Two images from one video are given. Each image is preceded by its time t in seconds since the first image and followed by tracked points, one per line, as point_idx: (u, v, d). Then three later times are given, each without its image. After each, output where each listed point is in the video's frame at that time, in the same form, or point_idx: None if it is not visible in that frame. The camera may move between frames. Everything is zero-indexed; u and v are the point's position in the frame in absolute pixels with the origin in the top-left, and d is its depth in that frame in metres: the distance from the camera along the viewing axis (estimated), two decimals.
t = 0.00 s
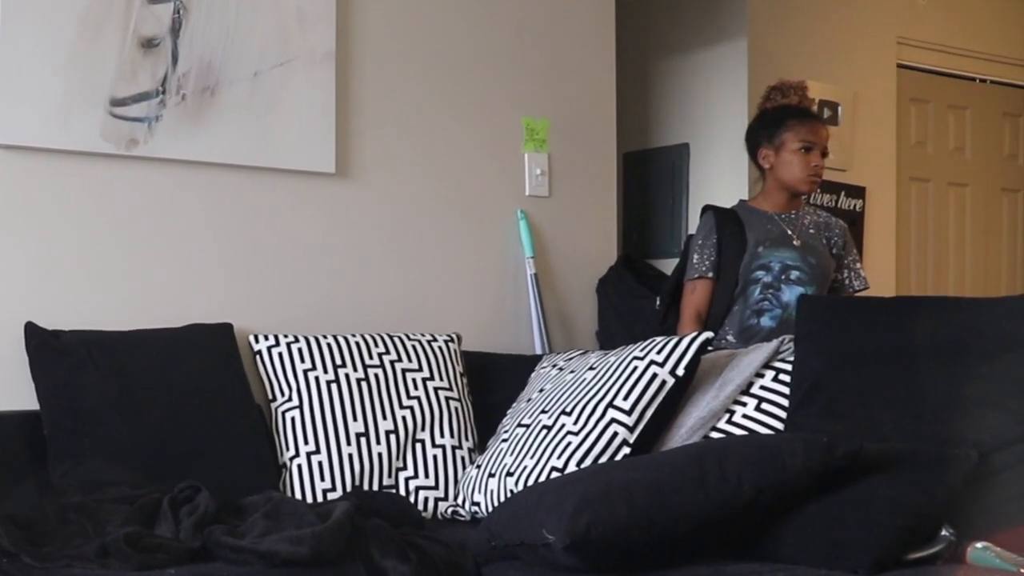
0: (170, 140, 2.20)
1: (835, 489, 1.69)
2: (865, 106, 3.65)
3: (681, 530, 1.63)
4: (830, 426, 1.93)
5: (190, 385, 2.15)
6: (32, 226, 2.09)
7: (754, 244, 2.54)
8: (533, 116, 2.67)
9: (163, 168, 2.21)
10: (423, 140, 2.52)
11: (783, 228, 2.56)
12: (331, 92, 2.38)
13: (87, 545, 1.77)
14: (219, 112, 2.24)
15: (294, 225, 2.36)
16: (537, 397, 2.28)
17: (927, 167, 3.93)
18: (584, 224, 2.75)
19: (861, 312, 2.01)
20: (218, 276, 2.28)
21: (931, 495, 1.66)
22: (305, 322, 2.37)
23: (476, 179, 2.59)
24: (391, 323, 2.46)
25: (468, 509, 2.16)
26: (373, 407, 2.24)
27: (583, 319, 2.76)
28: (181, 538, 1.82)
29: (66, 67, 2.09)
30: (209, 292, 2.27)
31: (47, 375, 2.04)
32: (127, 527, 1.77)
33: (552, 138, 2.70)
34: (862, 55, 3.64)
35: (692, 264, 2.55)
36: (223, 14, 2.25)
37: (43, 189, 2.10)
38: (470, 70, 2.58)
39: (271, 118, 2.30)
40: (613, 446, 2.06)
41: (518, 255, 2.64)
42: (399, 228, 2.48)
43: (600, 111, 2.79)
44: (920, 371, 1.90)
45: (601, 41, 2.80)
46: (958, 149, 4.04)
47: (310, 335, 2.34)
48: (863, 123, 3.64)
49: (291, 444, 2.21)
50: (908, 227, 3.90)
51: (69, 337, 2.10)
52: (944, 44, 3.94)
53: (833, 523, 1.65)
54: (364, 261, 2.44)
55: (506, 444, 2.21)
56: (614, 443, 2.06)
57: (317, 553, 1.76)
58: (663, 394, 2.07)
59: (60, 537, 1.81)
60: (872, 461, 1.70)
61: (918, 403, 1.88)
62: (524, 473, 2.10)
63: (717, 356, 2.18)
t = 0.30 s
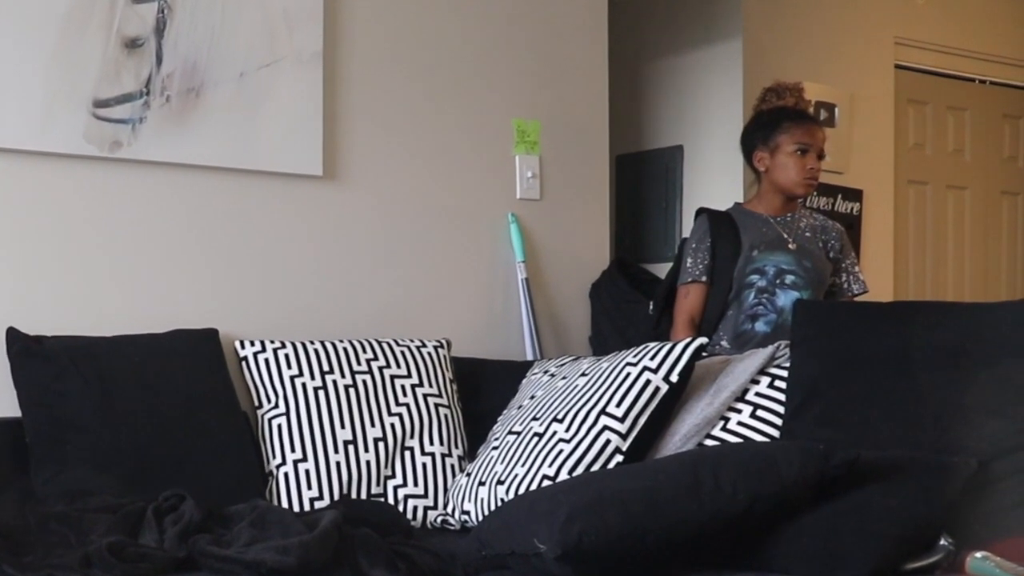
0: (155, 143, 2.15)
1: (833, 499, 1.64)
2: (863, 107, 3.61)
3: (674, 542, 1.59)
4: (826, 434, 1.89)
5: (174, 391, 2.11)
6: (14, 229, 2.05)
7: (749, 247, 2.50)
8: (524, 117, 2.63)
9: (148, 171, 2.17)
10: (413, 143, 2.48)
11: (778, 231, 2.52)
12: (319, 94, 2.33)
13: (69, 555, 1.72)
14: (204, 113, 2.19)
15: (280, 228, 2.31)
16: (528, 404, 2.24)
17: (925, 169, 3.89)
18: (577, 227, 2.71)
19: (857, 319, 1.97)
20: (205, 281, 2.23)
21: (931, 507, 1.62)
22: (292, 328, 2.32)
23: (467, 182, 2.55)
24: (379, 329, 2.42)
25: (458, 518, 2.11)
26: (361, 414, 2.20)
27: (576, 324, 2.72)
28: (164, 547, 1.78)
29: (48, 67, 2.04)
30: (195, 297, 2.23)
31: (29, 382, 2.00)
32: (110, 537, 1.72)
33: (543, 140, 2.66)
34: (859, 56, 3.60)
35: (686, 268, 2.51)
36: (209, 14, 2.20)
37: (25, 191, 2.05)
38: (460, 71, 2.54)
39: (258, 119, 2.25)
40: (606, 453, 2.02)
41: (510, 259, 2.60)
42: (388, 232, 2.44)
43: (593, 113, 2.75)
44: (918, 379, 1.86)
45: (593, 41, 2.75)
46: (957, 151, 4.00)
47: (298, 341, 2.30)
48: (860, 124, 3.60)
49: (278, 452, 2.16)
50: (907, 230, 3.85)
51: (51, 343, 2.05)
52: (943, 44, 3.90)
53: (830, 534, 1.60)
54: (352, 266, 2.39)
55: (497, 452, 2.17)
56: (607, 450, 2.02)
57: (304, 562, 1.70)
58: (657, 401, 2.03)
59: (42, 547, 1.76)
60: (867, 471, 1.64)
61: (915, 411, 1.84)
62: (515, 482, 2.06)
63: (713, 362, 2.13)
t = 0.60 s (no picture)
0: (138, 145, 2.11)
1: (829, 506, 1.57)
2: (860, 109, 3.57)
3: (665, 553, 1.53)
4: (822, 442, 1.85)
5: (158, 399, 2.07)
6: None
7: (742, 250, 2.47)
8: (514, 119, 2.59)
9: (132, 174, 2.13)
10: (402, 146, 2.44)
11: (772, 234, 2.49)
12: (305, 95, 2.29)
13: (51, 564, 1.66)
14: (188, 115, 2.15)
15: (266, 232, 2.27)
16: (519, 411, 2.19)
17: (923, 172, 3.85)
18: (569, 231, 2.67)
19: (854, 325, 1.92)
20: (189, 286, 2.19)
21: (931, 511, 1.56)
22: (278, 334, 2.28)
23: (457, 185, 2.51)
24: (367, 335, 2.38)
25: (448, 528, 2.07)
26: (349, 422, 2.16)
27: (567, 330, 2.68)
28: (148, 558, 1.71)
29: (29, 68, 2.00)
30: (179, 303, 2.18)
31: (8, 388, 1.95)
32: (93, 546, 1.65)
33: (534, 142, 2.62)
34: (855, 56, 3.56)
35: (679, 272, 2.48)
36: (193, 14, 2.16)
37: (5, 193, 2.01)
38: (450, 72, 2.50)
39: (243, 121, 2.21)
40: (598, 461, 1.98)
41: (501, 263, 2.56)
42: (376, 236, 2.39)
43: (585, 116, 2.71)
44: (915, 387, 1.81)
45: (585, 41, 2.71)
46: (956, 154, 3.96)
47: (284, 347, 2.26)
48: (857, 125, 3.56)
49: (263, 460, 2.12)
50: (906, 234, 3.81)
51: (32, 349, 2.01)
52: (941, 44, 3.86)
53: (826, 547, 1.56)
54: (339, 271, 2.35)
55: (487, 460, 2.12)
56: (599, 458, 1.98)
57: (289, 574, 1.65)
58: (650, 409, 1.99)
59: (24, 556, 1.69)
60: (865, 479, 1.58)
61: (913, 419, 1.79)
62: (505, 490, 2.02)
63: (707, 369, 2.09)
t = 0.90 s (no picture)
0: (122, 147, 2.06)
1: (824, 515, 1.53)
2: (857, 110, 3.53)
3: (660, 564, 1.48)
4: (818, 450, 1.81)
5: (141, 406, 2.02)
6: None
7: (737, 254, 2.42)
8: (505, 121, 2.55)
9: (114, 176, 2.08)
10: (390, 148, 2.39)
11: (767, 238, 2.45)
12: (292, 97, 2.25)
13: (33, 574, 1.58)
14: (173, 117, 2.11)
15: (251, 236, 2.22)
16: (509, 418, 2.15)
17: (921, 175, 3.81)
18: (560, 235, 2.63)
19: (849, 332, 1.87)
20: (173, 290, 2.14)
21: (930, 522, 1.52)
22: (263, 340, 2.24)
23: (446, 187, 2.46)
24: (354, 342, 2.34)
25: (437, 537, 2.04)
26: (336, 430, 2.12)
27: (558, 336, 2.63)
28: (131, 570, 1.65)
29: (10, 68, 1.95)
30: (163, 308, 2.13)
31: None
32: (76, 556, 1.58)
33: (525, 144, 2.57)
34: (852, 56, 3.52)
35: (673, 277, 2.44)
36: (178, 14, 2.12)
37: None
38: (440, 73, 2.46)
39: (229, 123, 2.17)
40: (590, 469, 1.94)
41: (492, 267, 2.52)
42: (364, 240, 2.35)
43: (576, 118, 2.67)
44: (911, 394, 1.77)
45: (576, 42, 2.67)
46: (955, 156, 3.91)
47: (270, 353, 2.21)
48: (854, 127, 3.52)
49: (249, 468, 2.08)
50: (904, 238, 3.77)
51: (11, 355, 1.96)
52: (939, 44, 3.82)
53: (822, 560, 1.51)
54: (326, 276, 2.31)
55: (477, 468, 2.08)
56: (591, 466, 1.94)
57: None
58: (643, 416, 1.95)
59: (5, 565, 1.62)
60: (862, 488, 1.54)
61: (910, 427, 1.75)
62: (495, 499, 1.98)
63: (700, 375, 2.05)
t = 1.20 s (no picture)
0: (104, 149, 2.02)
1: (819, 527, 1.47)
2: (854, 112, 3.49)
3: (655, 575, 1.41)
4: (813, 460, 1.77)
5: (122, 413, 1.97)
6: None
7: (734, 259, 2.38)
8: (495, 123, 2.51)
9: (97, 179, 2.04)
10: (378, 151, 2.35)
11: (764, 243, 2.41)
12: (278, 99, 2.21)
13: None
14: (157, 118, 2.07)
15: (235, 240, 2.18)
16: (499, 426, 2.11)
17: (920, 178, 3.77)
18: (552, 239, 2.59)
19: (845, 338, 1.84)
20: (156, 295, 2.10)
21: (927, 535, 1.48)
22: (248, 346, 2.19)
23: (436, 190, 2.43)
24: (340, 348, 2.30)
25: (425, 548, 1.99)
26: (323, 438, 2.08)
27: (549, 343, 2.59)
28: None
29: None
30: (146, 313, 2.09)
31: None
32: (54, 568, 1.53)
33: (515, 146, 2.53)
34: (849, 57, 3.48)
35: (668, 282, 2.40)
36: (161, 14, 2.08)
37: None
38: (428, 74, 2.42)
39: (213, 125, 2.13)
40: (581, 478, 1.90)
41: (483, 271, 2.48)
42: (351, 245, 2.31)
43: (568, 120, 2.62)
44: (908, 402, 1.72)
45: (568, 42, 2.63)
46: (954, 158, 3.87)
47: (256, 359, 2.17)
48: (850, 128, 3.48)
49: (233, 477, 2.04)
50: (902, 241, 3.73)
51: None
52: (937, 44, 3.78)
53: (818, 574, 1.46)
54: (311, 280, 2.27)
55: (466, 476, 2.04)
56: (583, 475, 1.90)
57: None
58: (636, 424, 1.91)
59: None
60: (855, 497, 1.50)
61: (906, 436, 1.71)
62: (485, 508, 1.94)
63: (695, 382, 2.00)
